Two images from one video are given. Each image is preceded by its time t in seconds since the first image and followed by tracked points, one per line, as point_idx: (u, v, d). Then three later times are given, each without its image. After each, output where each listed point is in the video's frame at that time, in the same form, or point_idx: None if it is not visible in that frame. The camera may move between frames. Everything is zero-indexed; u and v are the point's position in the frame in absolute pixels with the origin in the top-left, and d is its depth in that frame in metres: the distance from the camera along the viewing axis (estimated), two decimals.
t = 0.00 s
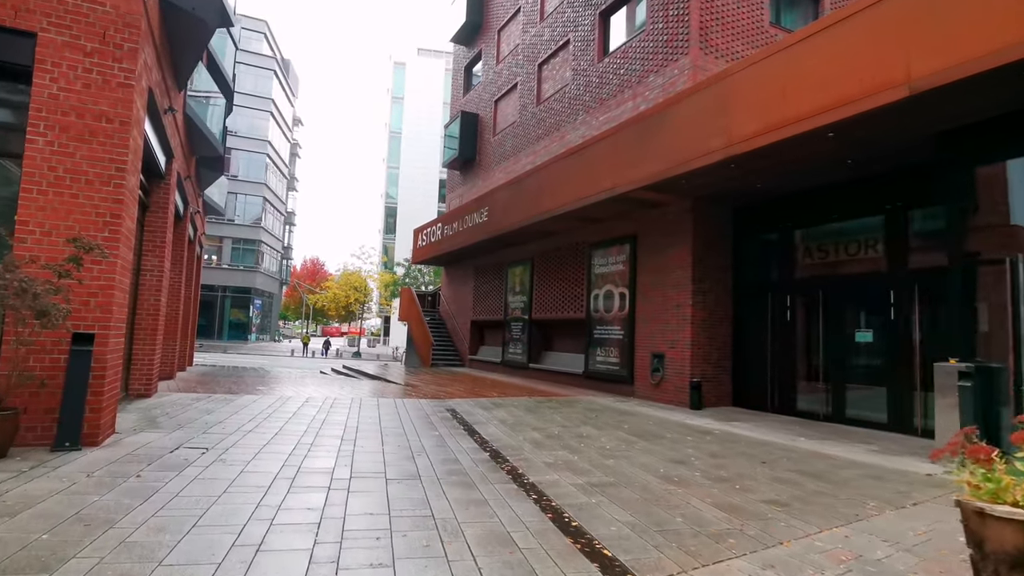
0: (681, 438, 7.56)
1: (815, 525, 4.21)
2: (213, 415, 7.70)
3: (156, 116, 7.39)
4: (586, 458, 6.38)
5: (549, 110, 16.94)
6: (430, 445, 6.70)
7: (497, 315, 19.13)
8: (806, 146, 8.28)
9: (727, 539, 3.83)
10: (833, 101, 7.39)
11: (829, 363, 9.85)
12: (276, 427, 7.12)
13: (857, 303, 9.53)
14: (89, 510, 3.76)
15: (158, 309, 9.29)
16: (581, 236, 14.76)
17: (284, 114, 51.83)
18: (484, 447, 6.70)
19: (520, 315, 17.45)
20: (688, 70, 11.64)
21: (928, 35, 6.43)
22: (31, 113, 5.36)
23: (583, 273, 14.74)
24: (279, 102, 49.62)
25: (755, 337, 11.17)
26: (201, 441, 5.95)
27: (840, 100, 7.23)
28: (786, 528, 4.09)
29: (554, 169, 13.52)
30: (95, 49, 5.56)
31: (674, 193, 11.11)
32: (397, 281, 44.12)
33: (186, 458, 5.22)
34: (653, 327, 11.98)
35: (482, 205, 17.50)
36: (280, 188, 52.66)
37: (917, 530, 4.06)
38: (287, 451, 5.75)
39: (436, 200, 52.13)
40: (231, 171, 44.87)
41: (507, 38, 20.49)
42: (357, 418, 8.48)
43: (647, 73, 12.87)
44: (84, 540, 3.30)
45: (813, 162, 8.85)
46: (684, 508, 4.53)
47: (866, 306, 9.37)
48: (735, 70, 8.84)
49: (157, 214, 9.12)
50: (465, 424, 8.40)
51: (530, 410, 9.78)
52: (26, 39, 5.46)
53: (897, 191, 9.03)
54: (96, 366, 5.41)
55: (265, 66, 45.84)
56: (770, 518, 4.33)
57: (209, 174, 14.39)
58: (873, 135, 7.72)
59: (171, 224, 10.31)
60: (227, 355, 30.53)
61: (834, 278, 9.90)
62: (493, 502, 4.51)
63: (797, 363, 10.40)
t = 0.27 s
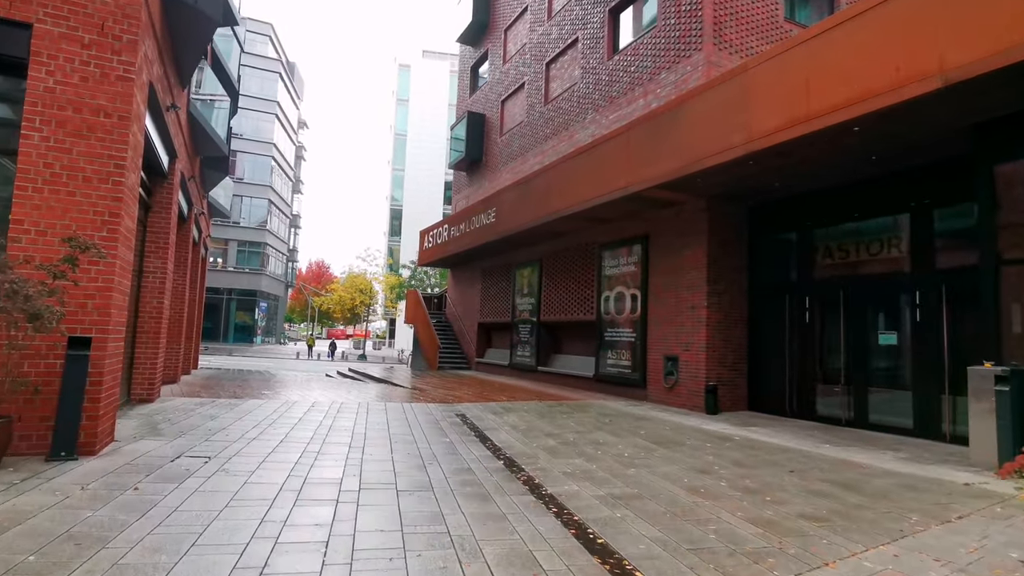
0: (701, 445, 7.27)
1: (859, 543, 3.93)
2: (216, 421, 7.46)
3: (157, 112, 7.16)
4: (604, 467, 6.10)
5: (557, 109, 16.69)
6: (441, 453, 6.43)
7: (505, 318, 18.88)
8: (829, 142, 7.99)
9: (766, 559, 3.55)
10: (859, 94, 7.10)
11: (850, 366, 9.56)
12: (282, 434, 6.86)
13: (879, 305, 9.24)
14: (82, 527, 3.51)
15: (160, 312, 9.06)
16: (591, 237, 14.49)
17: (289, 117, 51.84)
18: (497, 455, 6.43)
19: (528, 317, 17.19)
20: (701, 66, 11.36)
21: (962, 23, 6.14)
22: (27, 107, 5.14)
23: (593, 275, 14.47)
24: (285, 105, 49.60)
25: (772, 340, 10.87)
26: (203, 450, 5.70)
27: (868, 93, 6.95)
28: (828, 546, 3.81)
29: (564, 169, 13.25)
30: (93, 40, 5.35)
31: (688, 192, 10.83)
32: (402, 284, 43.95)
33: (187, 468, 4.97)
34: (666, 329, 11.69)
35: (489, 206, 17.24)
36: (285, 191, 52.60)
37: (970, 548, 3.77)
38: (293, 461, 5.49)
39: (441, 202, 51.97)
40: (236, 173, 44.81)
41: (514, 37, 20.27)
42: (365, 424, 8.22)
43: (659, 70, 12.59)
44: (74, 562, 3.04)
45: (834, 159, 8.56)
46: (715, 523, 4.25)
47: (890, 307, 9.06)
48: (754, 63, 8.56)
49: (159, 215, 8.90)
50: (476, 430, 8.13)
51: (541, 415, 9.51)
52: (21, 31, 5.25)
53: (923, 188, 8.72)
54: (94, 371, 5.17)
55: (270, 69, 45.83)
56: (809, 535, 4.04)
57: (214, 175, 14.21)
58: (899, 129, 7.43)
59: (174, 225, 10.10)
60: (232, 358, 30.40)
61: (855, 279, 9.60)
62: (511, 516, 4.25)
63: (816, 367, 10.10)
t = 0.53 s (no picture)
0: (722, 450, 6.96)
1: (910, 559, 3.62)
2: (218, 424, 7.19)
3: (157, 104, 6.92)
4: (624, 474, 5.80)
5: (566, 106, 16.42)
6: (452, 458, 6.14)
7: (512, 319, 18.59)
8: (854, 134, 7.68)
9: None
10: (888, 83, 6.79)
11: (873, 368, 9.24)
12: (286, 438, 6.59)
13: (904, 304, 8.91)
14: (69, 541, 3.24)
15: (162, 312, 8.81)
16: (601, 236, 14.19)
17: (294, 119, 51.79)
18: (511, 461, 6.14)
19: (536, 318, 16.89)
20: (716, 60, 11.06)
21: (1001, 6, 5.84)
22: (18, 95, 4.88)
23: (603, 275, 14.16)
24: (290, 106, 49.54)
25: (791, 341, 10.55)
26: (203, 455, 5.43)
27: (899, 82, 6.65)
28: (877, 563, 3.51)
29: (574, 166, 12.97)
30: (89, 25, 5.10)
31: (703, 189, 10.52)
32: (408, 285, 43.74)
33: (187, 475, 4.70)
34: (680, 330, 11.38)
35: (497, 205, 16.97)
36: (290, 192, 52.50)
37: None
38: (297, 467, 5.21)
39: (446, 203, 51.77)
40: (241, 175, 44.72)
41: (521, 34, 20.02)
42: (372, 427, 7.94)
43: (671, 64, 12.30)
44: None
45: (858, 152, 8.24)
46: (750, 536, 3.96)
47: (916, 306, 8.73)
48: (774, 54, 8.26)
49: (160, 211, 8.66)
50: (487, 433, 7.84)
51: (553, 419, 9.22)
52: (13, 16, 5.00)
53: (950, 183, 8.38)
54: (88, 373, 4.91)
55: (275, 70, 45.77)
56: (855, 551, 3.74)
57: (218, 173, 14.00)
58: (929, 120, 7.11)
59: (176, 223, 9.86)
60: (238, 360, 30.11)
61: (878, 277, 9.27)
62: (531, 528, 3.96)
63: (837, 368, 9.78)
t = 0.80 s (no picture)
0: (746, 458, 6.66)
1: None
2: (220, 431, 6.93)
3: (155, 98, 6.66)
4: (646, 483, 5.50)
5: (575, 104, 16.14)
6: (463, 467, 5.84)
7: (520, 320, 18.30)
8: (881, 126, 7.36)
9: None
10: (920, 72, 6.48)
11: (898, 371, 8.89)
12: (291, 446, 6.32)
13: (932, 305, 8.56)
14: (53, 566, 2.96)
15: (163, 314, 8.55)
16: (612, 235, 13.90)
17: (299, 120, 51.70)
18: (526, 470, 5.84)
19: (545, 320, 16.59)
20: (731, 53, 10.74)
21: None
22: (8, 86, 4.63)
23: (614, 275, 13.87)
24: (295, 108, 49.48)
25: (811, 343, 10.23)
26: (203, 465, 5.16)
27: (932, 71, 6.34)
28: None
29: (586, 164, 12.68)
30: (83, 13, 4.84)
31: (719, 186, 10.21)
32: (413, 286, 43.52)
33: (184, 488, 4.43)
34: (695, 331, 11.06)
35: (505, 204, 16.69)
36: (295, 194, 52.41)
37: None
38: (302, 479, 4.93)
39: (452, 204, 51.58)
40: (247, 177, 44.66)
41: (528, 32, 19.77)
42: (380, 433, 7.66)
43: (684, 59, 11.99)
44: None
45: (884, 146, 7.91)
46: (791, 555, 3.66)
47: (944, 307, 8.39)
48: (795, 44, 7.94)
49: (161, 211, 8.40)
50: (499, 440, 7.55)
51: (566, 424, 8.92)
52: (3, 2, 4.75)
53: (981, 178, 8.06)
54: (81, 379, 4.65)
55: (281, 71, 45.72)
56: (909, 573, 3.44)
57: (222, 173, 13.79)
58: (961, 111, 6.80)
59: (178, 224, 9.60)
60: (242, 362, 29.93)
61: (903, 277, 8.93)
62: (553, 547, 3.67)
63: (860, 371, 9.45)
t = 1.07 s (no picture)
0: (771, 462, 6.36)
1: None
2: (225, 433, 6.69)
3: (157, 87, 6.42)
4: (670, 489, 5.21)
5: (584, 100, 15.85)
6: (477, 471, 5.57)
7: (529, 320, 18.03)
8: (910, 116, 7.05)
9: None
10: (953, 58, 6.17)
11: (925, 370, 8.57)
12: (298, 449, 6.07)
13: (961, 302, 8.23)
14: None
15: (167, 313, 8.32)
16: (624, 233, 13.61)
17: (305, 121, 51.61)
18: (543, 475, 5.57)
19: (555, 320, 16.32)
20: (748, 44, 10.44)
21: None
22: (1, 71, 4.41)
23: (626, 274, 13.57)
24: (301, 108, 49.43)
25: (831, 342, 9.91)
26: (205, 470, 4.91)
27: (966, 56, 6.03)
28: None
29: (598, 160, 12.40)
30: None
31: (736, 181, 9.91)
32: (420, 287, 43.31)
33: (185, 494, 4.18)
34: (711, 331, 10.75)
35: (513, 203, 16.41)
36: (301, 195, 52.34)
37: None
38: (309, 485, 4.67)
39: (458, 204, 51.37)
40: (253, 177, 44.62)
41: (536, 28, 19.51)
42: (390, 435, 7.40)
43: (698, 52, 11.69)
44: None
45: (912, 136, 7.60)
46: (838, 570, 3.37)
47: (974, 304, 8.06)
48: (819, 31, 7.64)
49: (165, 206, 8.17)
50: (512, 443, 7.28)
51: (580, 426, 8.64)
52: None
53: (1014, 170, 7.75)
54: (78, 379, 4.41)
55: (287, 72, 45.67)
56: None
57: (227, 171, 13.58)
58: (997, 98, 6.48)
59: (182, 221, 9.38)
60: (249, 363, 29.79)
61: (930, 273, 8.60)
62: (579, 560, 3.39)
63: (883, 371, 9.13)
